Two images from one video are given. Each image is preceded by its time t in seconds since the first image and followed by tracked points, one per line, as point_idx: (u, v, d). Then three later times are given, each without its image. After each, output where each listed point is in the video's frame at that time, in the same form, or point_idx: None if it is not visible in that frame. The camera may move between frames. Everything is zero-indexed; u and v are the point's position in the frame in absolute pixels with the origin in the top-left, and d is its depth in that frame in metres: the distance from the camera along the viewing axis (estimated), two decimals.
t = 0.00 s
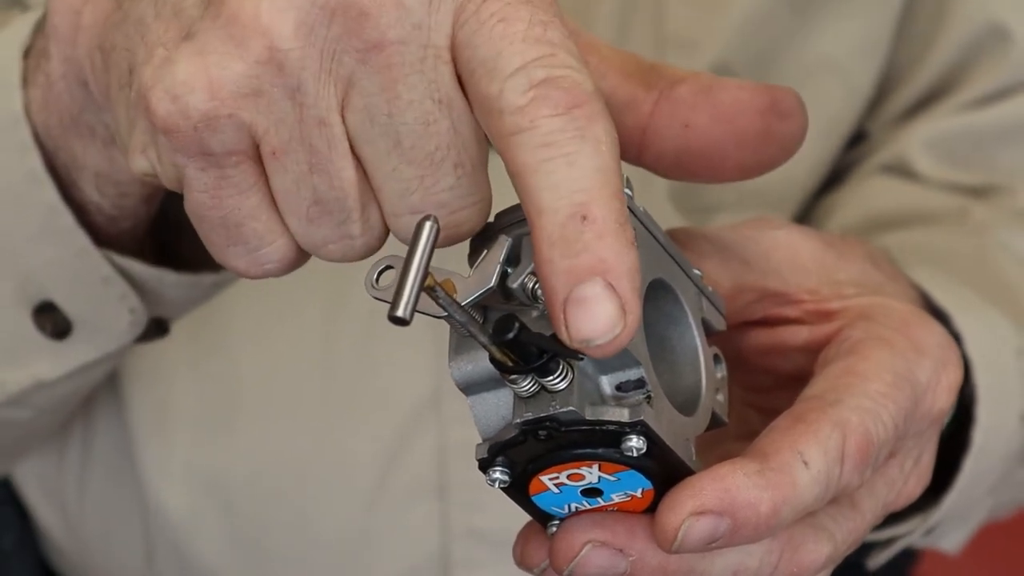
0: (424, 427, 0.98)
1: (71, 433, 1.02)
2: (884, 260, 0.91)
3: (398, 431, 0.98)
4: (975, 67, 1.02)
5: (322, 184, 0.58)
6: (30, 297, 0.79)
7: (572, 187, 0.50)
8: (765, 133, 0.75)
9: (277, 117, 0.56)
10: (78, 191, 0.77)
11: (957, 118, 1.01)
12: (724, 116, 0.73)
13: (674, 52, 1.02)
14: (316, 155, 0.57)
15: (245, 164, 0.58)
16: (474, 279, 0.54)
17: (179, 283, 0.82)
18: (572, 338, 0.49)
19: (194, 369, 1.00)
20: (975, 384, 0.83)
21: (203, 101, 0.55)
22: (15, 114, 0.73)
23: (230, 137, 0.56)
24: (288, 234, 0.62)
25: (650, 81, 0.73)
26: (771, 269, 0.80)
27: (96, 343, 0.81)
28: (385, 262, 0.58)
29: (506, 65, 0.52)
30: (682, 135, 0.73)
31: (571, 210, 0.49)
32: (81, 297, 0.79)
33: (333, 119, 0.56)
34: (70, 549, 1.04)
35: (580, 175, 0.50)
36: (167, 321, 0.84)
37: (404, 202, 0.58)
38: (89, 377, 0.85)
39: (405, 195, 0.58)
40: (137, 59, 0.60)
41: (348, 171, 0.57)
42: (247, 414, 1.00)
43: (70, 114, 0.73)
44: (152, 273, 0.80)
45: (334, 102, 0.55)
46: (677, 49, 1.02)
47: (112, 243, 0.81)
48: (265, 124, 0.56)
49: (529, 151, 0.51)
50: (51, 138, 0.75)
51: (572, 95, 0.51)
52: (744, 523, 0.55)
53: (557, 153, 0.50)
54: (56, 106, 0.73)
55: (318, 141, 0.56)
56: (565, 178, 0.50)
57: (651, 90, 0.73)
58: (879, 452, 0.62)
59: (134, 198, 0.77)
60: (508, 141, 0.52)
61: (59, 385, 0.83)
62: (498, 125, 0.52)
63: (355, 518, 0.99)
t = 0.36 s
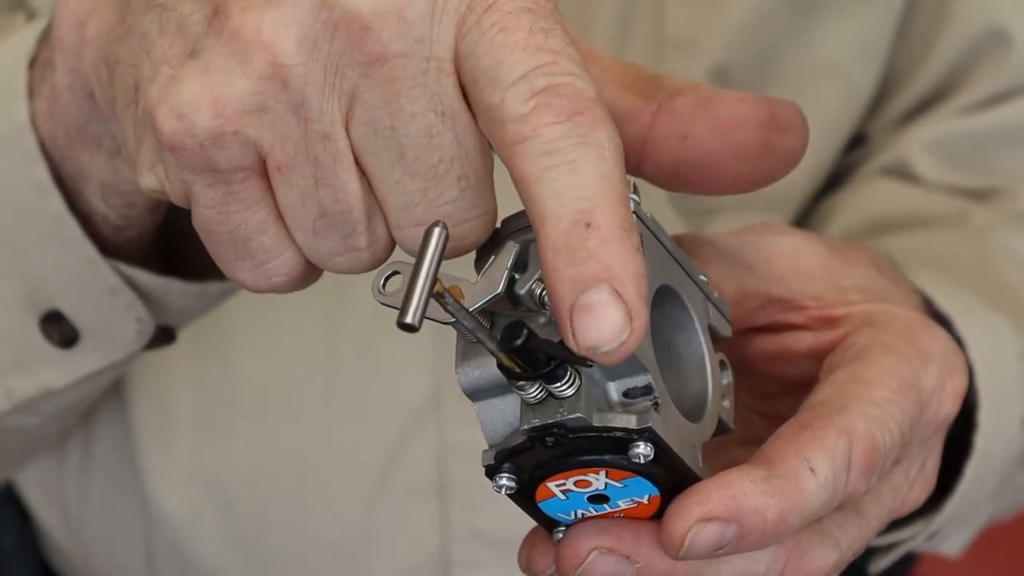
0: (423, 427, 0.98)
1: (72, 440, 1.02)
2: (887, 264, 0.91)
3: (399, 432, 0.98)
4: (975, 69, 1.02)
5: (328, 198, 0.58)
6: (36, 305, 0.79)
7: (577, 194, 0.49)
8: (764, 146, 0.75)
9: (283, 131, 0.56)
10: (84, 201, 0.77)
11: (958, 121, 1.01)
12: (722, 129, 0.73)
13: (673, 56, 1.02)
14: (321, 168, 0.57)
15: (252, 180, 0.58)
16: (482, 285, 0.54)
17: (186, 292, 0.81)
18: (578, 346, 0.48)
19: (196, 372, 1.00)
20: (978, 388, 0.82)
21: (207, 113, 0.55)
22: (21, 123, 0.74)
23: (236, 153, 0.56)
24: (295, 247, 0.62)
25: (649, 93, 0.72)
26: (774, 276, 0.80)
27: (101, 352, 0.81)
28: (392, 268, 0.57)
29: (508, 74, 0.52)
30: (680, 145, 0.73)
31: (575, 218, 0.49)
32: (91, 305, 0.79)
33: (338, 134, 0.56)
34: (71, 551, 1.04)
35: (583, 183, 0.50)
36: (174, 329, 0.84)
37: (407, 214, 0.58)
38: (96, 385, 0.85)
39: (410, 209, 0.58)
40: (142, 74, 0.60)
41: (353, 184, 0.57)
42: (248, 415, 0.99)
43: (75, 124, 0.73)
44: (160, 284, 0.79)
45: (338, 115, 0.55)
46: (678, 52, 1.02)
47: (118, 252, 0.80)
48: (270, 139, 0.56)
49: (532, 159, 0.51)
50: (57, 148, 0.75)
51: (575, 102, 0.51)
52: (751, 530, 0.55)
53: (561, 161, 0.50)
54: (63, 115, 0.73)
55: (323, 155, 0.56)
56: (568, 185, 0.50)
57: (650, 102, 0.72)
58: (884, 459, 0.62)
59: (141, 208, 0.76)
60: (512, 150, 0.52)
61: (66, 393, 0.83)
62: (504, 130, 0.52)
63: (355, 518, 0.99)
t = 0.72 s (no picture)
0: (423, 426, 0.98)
1: (72, 440, 1.02)
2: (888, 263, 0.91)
3: (399, 432, 0.98)
4: (975, 68, 1.02)
5: (324, 202, 0.60)
6: (24, 320, 0.80)
7: (577, 160, 0.49)
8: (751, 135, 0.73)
9: (274, 134, 0.58)
10: (71, 218, 0.77)
11: (959, 119, 1.01)
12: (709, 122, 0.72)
13: (675, 55, 1.04)
14: (315, 170, 0.59)
15: (246, 185, 0.60)
16: (484, 285, 0.53)
17: (171, 305, 0.82)
18: (592, 311, 0.46)
19: (197, 371, 1.01)
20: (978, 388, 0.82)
21: (224, 108, 0.57)
22: (7, 139, 0.74)
23: (230, 161, 0.58)
24: (293, 254, 0.64)
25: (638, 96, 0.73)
26: (776, 275, 0.79)
27: (87, 365, 0.82)
28: (392, 268, 0.57)
29: (500, 52, 0.52)
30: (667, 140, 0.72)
31: (577, 183, 0.48)
32: (81, 327, 0.80)
33: (332, 133, 0.57)
34: (72, 554, 1.03)
35: (582, 152, 0.49)
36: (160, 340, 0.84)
37: (406, 214, 0.60)
38: (83, 394, 0.86)
39: (399, 213, 0.60)
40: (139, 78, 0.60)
41: (348, 185, 0.59)
42: (249, 415, 0.99)
43: (64, 139, 0.73)
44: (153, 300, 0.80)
45: (330, 116, 0.57)
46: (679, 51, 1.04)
47: (105, 266, 0.81)
48: (263, 144, 0.58)
49: (528, 134, 0.51)
50: (43, 164, 0.75)
51: (568, 78, 0.51)
52: (754, 530, 0.55)
53: (557, 137, 0.50)
54: (51, 130, 0.73)
55: (317, 156, 0.58)
56: (571, 154, 0.49)
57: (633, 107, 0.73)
58: (887, 457, 0.62)
59: (128, 223, 0.76)
60: (509, 131, 0.52)
61: (54, 404, 0.85)
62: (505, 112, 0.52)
63: (355, 518, 0.98)
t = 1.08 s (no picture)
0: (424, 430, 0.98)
1: (71, 433, 1.01)
2: (896, 265, 0.91)
3: (400, 434, 0.98)
4: (980, 73, 1.02)
5: (268, 116, 0.49)
6: None
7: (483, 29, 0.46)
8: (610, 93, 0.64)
9: (203, 78, 0.49)
10: (13, 287, 0.80)
11: (964, 121, 1.00)
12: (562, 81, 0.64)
13: (681, 57, 1.02)
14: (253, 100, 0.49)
15: (196, 147, 0.50)
16: (502, 296, 0.53)
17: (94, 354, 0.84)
18: None
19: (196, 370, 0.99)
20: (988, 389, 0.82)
21: (151, 72, 0.49)
22: None
23: (167, 123, 0.49)
24: (278, 189, 0.52)
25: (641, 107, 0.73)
26: (790, 281, 0.79)
27: (23, 415, 0.84)
28: (409, 278, 0.57)
29: None
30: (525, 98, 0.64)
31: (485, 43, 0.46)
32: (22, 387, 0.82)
33: (249, 56, 0.49)
34: (70, 549, 1.03)
35: (475, 12, 0.46)
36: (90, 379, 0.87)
37: (346, 82, 0.48)
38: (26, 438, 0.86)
39: (355, 96, 0.48)
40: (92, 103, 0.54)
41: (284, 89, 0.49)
42: (250, 416, 0.99)
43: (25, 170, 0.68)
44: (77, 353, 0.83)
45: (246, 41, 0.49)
46: (682, 53, 1.02)
47: (38, 328, 0.84)
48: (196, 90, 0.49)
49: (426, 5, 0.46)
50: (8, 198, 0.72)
51: None
52: (772, 541, 0.55)
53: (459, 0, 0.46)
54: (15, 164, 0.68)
55: (254, 87, 0.49)
56: (471, 27, 0.46)
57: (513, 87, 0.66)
58: (904, 466, 0.62)
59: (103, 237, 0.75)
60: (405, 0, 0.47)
61: None
62: None
63: (355, 520, 0.99)
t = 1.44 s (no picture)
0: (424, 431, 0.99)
1: (72, 438, 1.03)
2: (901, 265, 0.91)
3: (399, 436, 0.99)
4: (980, 72, 1.02)
5: (140, 200, 0.65)
6: None
7: (331, 82, 0.58)
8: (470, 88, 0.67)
9: (76, 175, 0.66)
10: None
11: (962, 122, 1.00)
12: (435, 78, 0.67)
13: (680, 60, 1.00)
14: (110, 182, 0.65)
15: (85, 241, 0.68)
16: (524, 300, 0.53)
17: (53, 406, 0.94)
18: None
19: (200, 374, 1.01)
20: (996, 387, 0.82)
21: (23, 180, 0.68)
22: None
23: (52, 227, 0.68)
24: (172, 274, 0.69)
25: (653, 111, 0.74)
26: (805, 281, 0.80)
27: None
28: (428, 280, 0.57)
29: (205, 8, 0.59)
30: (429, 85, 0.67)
31: (340, 99, 0.58)
32: None
33: (112, 142, 0.65)
34: (71, 548, 1.05)
35: (326, 70, 0.58)
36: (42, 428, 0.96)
37: (205, 150, 0.61)
38: None
39: (217, 163, 0.61)
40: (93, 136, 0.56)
41: (149, 171, 0.64)
42: (251, 419, 1.00)
43: None
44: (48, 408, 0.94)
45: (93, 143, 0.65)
46: (679, 55, 1.00)
47: (21, 388, 0.95)
48: (69, 192, 0.67)
49: (274, 70, 0.58)
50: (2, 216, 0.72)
51: None
52: (793, 543, 0.55)
53: (298, 61, 0.58)
54: None
55: (117, 173, 0.65)
56: (323, 90, 0.58)
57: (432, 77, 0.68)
58: (922, 468, 0.63)
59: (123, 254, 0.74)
60: (248, 69, 0.59)
61: None
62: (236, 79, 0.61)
63: (354, 521, 1.00)
